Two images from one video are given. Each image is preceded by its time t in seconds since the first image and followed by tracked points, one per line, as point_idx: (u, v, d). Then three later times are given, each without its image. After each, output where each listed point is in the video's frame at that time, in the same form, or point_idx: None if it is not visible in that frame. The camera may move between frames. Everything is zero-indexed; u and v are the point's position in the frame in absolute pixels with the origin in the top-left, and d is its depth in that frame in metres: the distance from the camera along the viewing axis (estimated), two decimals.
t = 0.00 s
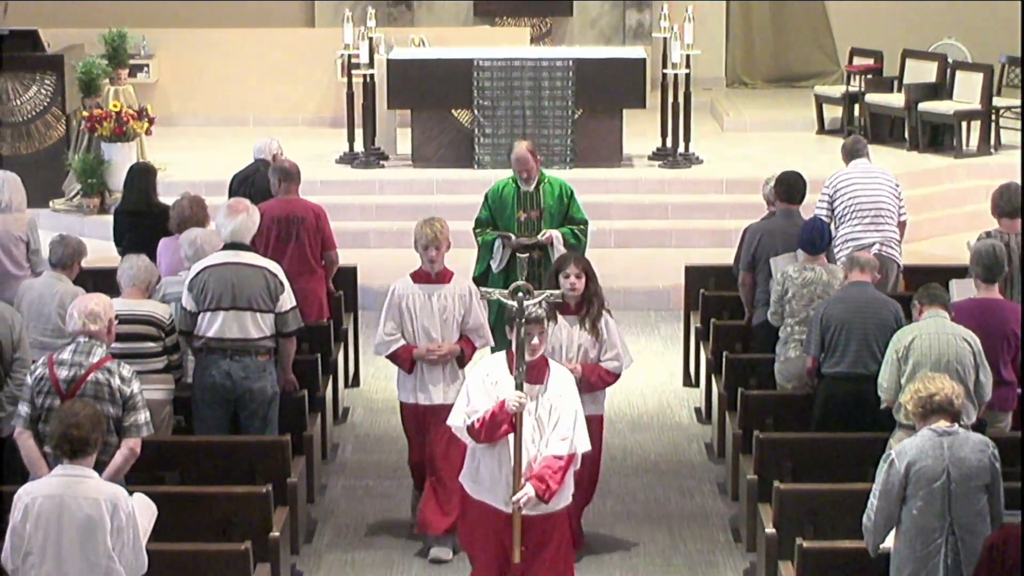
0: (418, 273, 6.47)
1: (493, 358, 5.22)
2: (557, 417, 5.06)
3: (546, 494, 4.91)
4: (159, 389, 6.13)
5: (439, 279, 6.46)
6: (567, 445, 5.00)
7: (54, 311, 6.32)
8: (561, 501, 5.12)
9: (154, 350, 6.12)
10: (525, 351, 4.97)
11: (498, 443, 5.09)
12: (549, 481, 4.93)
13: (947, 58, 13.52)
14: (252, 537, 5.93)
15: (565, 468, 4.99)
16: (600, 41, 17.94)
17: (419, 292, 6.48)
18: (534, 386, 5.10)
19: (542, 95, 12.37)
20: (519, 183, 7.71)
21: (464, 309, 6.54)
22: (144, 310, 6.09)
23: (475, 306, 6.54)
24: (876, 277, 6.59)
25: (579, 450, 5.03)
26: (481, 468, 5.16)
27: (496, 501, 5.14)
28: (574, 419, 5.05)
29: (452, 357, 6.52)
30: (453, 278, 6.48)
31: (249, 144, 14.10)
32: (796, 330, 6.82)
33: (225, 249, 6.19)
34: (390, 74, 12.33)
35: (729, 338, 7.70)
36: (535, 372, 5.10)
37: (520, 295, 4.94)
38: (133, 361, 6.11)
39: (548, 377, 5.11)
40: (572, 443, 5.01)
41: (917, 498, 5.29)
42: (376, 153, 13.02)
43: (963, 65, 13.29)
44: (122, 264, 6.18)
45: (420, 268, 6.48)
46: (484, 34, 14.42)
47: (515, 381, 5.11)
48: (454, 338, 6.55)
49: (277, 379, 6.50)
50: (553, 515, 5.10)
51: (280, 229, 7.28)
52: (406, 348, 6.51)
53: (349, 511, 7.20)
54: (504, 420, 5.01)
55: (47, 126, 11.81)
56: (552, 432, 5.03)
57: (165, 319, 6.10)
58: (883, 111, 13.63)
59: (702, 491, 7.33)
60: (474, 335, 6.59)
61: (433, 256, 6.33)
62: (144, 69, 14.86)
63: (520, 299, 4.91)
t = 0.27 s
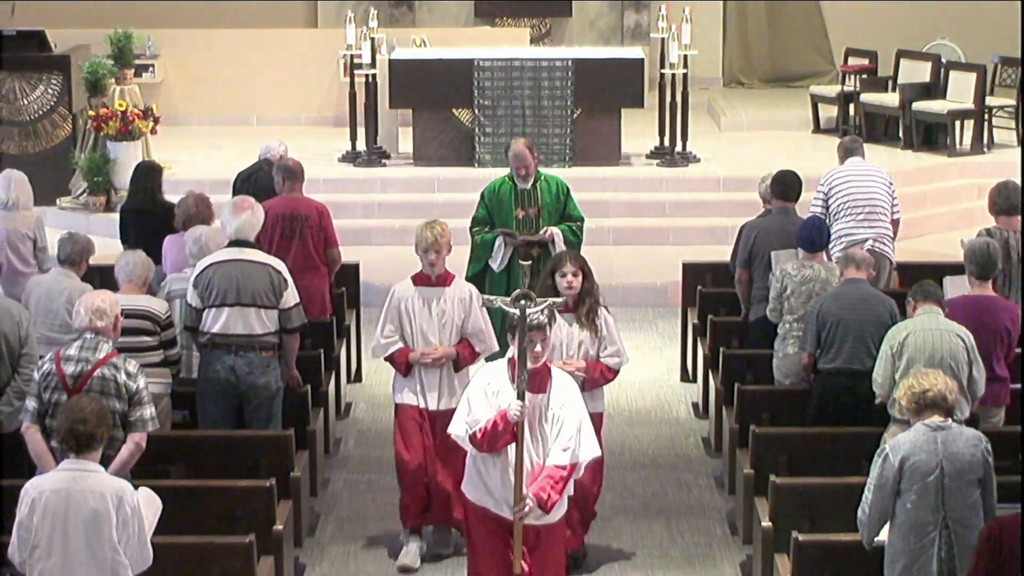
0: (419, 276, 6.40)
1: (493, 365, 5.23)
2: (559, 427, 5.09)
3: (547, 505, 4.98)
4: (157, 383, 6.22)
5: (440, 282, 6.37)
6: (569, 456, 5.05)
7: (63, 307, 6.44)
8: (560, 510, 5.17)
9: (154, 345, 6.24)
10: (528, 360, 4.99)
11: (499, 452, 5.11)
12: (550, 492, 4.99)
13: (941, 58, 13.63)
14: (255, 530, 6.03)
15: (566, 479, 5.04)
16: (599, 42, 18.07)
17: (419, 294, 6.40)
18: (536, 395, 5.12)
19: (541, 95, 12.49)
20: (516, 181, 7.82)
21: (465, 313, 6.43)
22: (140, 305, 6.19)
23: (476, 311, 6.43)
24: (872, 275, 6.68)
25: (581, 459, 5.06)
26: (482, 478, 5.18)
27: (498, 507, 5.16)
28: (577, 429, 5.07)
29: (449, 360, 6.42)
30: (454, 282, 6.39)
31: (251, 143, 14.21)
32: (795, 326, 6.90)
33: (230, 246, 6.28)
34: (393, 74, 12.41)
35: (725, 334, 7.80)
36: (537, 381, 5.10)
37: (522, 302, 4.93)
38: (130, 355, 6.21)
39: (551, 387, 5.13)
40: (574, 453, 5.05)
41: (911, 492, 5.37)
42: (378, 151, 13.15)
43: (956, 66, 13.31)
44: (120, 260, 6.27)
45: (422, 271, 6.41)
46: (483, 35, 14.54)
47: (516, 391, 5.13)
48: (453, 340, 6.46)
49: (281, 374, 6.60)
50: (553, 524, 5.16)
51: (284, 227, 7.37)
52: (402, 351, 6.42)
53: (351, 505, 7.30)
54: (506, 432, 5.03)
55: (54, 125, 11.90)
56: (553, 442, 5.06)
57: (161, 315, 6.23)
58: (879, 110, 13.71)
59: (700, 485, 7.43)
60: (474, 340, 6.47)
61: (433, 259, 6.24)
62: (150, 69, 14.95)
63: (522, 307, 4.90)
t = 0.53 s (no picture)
0: (411, 295, 6.26)
1: (484, 380, 5.35)
2: (554, 441, 5.19)
3: (546, 521, 5.08)
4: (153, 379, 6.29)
5: (432, 300, 6.24)
6: (565, 471, 5.12)
7: (70, 303, 6.52)
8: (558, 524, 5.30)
9: (145, 339, 6.31)
10: (524, 373, 5.09)
11: (495, 469, 5.23)
12: (548, 507, 5.10)
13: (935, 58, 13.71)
14: (259, 524, 6.12)
15: (563, 493, 5.13)
16: (597, 43, 18.19)
17: (410, 314, 6.25)
18: (530, 411, 5.23)
19: (540, 95, 12.57)
20: (519, 192, 7.77)
21: (459, 332, 6.29)
22: (135, 303, 6.29)
23: (471, 329, 6.30)
24: (868, 272, 6.77)
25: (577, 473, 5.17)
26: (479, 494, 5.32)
27: (496, 526, 5.32)
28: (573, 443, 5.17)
29: (444, 379, 6.28)
30: (447, 300, 6.26)
31: (253, 142, 14.32)
32: (792, 324, 6.97)
33: (236, 244, 6.38)
34: (394, 75, 12.51)
35: (722, 331, 7.90)
36: (530, 397, 5.22)
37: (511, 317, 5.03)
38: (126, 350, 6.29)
39: (542, 400, 5.23)
40: (570, 468, 5.13)
41: (905, 486, 5.47)
42: (380, 150, 13.25)
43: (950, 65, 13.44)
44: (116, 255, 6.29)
45: (414, 290, 6.26)
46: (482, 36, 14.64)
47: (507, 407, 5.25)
48: (447, 360, 6.32)
49: (284, 371, 6.70)
50: (553, 537, 5.29)
51: (287, 225, 7.46)
52: (396, 370, 6.28)
53: (353, 499, 7.40)
54: (502, 447, 5.15)
55: (60, 124, 11.98)
56: (549, 458, 5.15)
57: (155, 312, 6.31)
58: (873, 110, 13.82)
59: (697, 480, 7.53)
60: (469, 358, 6.34)
61: (424, 278, 6.11)
62: (155, 70, 15.03)
63: (513, 322, 5.01)
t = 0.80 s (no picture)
0: (407, 297, 6.06)
1: (486, 391, 5.10)
2: (558, 453, 4.91)
3: (549, 536, 4.80)
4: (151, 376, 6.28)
5: (428, 304, 6.05)
6: (568, 484, 4.86)
7: (76, 301, 6.61)
8: (562, 538, 5.02)
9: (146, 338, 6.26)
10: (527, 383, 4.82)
11: (495, 482, 4.94)
12: (550, 521, 4.82)
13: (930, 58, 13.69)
14: (262, 519, 6.20)
15: (566, 507, 4.86)
16: (596, 43, 18.29)
17: (408, 318, 6.05)
18: (533, 422, 4.94)
19: (540, 95, 12.70)
20: (526, 195, 7.47)
21: (457, 335, 6.12)
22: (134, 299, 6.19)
23: (469, 333, 6.12)
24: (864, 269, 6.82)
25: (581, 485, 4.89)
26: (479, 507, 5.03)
27: (496, 541, 5.02)
28: (576, 453, 4.89)
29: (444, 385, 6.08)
30: (443, 303, 6.07)
31: (254, 142, 14.41)
32: (791, 321, 7.06)
33: (240, 241, 6.47)
34: (395, 76, 12.60)
35: (719, 328, 8.00)
36: (534, 408, 4.94)
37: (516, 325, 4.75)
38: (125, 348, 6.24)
39: (545, 412, 4.95)
40: (574, 481, 4.86)
41: (899, 481, 5.54)
42: (381, 149, 13.34)
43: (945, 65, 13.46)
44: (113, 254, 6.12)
45: (410, 292, 6.07)
46: (481, 36, 14.74)
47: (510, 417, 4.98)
48: (445, 364, 6.13)
49: (287, 367, 6.80)
50: (555, 552, 5.02)
51: (290, 223, 7.57)
52: (396, 374, 6.08)
53: (354, 493, 7.49)
54: (503, 460, 4.86)
55: (67, 123, 12.09)
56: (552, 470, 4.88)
57: (153, 308, 6.22)
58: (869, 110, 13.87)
59: (694, 475, 7.62)
60: (466, 362, 6.16)
61: (421, 282, 5.93)
62: (160, 70, 15.13)
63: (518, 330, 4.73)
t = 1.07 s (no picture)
0: (410, 316, 5.99)
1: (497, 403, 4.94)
2: (571, 469, 4.80)
3: (558, 555, 4.72)
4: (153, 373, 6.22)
5: (431, 322, 5.97)
6: (579, 501, 4.76)
7: (82, 299, 6.69)
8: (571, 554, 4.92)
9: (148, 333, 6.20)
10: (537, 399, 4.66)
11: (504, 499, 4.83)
12: (561, 540, 4.74)
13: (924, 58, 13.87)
14: (266, 512, 6.29)
15: (576, 524, 4.77)
16: (594, 43, 18.39)
17: (411, 336, 5.99)
18: (545, 437, 4.80)
19: (540, 94, 12.80)
20: (526, 199, 7.50)
21: (459, 354, 6.05)
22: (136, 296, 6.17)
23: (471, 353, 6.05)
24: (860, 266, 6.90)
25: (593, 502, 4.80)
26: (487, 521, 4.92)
27: (503, 557, 4.91)
28: (589, 470, 4.79)
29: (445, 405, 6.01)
30: (446, 322, 6.00)
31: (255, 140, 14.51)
32: (789, 317, 7.14)
33: (243, 239, 6.55)
34: (398, 76, 12.70)
35: (716, 324, 8.10)
36: (546, 421, 4.79)
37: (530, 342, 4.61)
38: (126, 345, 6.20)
39: (558, 427, 4.81)
40: (584, 498, 4.77)
41: (893, 474, 5.59)
42: (382, 148, 13.44)
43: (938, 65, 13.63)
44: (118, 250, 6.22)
45: (413, 310, 6.00)
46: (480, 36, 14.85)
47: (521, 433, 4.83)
48: (446, 384, 6.05)
49: (290, 363, 6.90)
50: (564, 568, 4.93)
51: (292, 220, 7.67)
52: (396, 395, 5.99)
53: (356, 487, 7.60)
54: (513, 477, 4.74)
55: (72, 122, 12.22)
56: (563, 487, 4.78)
57: (155, 304, 6.19)
58: (863, 109, 14.01)
59: (691, 469, 7.72)
60: (468, 383, 6.08)
61: (424, 300, 5.88)
62: (164, 70, 15.23)
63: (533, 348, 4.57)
